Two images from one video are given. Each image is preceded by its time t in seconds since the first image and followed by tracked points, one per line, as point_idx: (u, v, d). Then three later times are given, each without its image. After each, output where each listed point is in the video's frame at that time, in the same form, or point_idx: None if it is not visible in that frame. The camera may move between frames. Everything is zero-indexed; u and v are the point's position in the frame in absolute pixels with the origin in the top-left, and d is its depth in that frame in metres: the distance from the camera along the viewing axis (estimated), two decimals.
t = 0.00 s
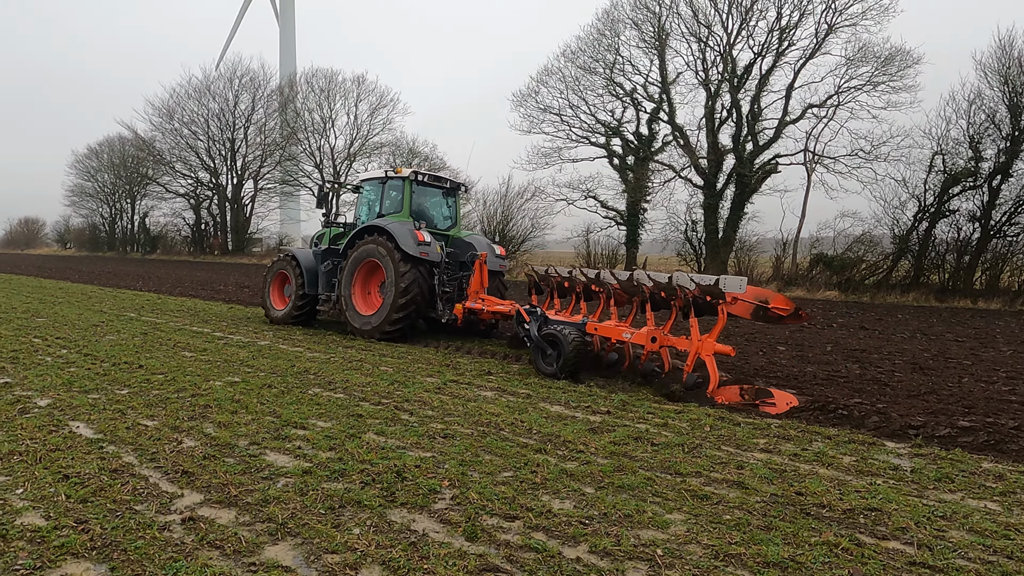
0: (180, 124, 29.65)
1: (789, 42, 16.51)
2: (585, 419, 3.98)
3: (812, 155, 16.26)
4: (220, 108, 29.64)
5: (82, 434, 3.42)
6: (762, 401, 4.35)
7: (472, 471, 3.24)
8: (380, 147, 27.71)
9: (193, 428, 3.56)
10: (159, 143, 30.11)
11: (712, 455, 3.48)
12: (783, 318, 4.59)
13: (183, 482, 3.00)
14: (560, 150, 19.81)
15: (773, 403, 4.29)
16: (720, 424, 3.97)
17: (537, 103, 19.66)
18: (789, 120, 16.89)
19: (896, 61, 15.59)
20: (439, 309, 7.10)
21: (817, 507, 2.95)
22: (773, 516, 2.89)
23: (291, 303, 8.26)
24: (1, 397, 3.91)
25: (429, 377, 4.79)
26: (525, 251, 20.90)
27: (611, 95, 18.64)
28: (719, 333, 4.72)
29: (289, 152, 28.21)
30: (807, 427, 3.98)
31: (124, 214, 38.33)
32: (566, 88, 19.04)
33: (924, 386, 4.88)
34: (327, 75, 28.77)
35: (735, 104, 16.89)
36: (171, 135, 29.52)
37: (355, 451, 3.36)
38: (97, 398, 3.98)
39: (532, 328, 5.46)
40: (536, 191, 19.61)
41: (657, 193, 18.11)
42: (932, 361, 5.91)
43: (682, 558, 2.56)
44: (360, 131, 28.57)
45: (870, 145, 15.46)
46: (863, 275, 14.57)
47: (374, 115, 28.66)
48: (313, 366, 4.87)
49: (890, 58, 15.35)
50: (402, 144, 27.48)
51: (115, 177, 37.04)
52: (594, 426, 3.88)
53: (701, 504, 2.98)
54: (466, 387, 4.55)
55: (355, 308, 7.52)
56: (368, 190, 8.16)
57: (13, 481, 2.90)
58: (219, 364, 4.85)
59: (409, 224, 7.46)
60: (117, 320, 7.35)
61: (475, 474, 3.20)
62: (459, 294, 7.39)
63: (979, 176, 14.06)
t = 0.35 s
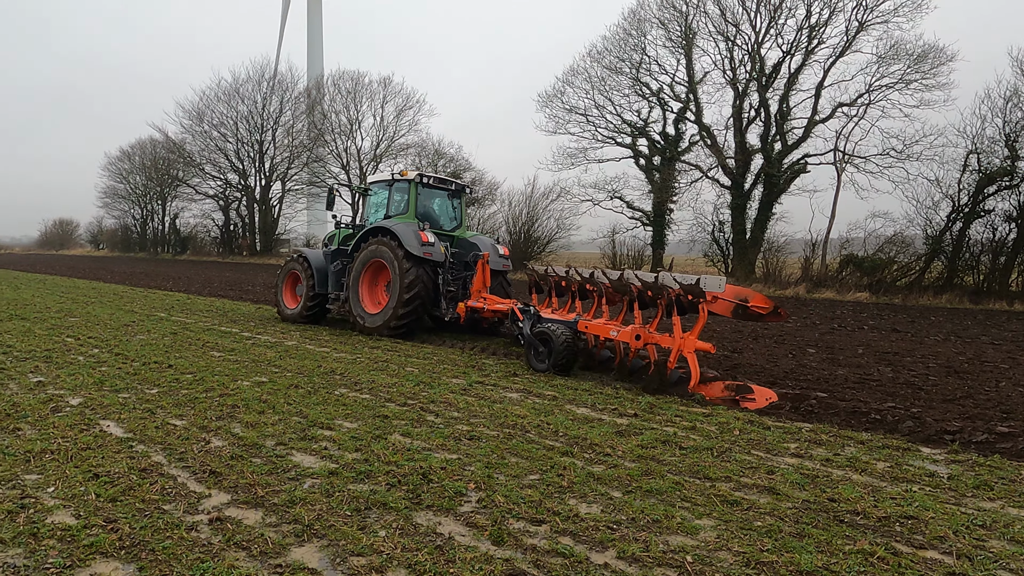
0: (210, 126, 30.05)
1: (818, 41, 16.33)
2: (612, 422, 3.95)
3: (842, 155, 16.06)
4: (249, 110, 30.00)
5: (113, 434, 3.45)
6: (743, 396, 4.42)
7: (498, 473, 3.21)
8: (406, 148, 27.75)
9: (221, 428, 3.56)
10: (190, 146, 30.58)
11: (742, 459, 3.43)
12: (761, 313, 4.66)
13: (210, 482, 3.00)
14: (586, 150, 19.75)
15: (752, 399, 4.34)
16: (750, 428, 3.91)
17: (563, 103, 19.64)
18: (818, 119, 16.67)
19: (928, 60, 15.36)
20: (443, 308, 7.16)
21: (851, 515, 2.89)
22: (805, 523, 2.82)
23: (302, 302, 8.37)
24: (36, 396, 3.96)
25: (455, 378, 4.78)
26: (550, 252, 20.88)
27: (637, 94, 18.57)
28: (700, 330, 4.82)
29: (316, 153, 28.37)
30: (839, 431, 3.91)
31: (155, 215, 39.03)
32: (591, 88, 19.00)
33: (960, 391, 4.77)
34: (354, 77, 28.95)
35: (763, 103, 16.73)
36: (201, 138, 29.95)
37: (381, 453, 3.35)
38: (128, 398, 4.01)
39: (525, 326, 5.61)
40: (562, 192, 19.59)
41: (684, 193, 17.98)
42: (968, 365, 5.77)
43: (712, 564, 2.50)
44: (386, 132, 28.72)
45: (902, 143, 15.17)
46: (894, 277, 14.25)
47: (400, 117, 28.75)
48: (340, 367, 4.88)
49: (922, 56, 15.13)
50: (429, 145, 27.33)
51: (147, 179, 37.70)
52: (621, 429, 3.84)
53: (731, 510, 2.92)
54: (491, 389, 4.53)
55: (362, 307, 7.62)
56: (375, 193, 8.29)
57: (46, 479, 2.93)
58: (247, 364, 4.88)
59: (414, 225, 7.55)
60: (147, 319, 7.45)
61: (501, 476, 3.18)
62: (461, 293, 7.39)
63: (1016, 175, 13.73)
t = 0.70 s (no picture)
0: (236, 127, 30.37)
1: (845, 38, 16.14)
2: (636, 423, 3.93)
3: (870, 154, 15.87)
4: (274, 112, 30.28)
5: (141, 432, 3.49)
6: (723, 389, 4.61)
7: (522, 474, 3.21)
8: (429, 149, 27.79)
9: (247, 427, 3.60)
10: (216, 147, 30.98)
11: (768, 462, 3.39)
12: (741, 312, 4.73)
13: (237, 481, 3.02)
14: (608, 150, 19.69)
15: (733, 392, 4.54)
16: (776, 431, 3.87)
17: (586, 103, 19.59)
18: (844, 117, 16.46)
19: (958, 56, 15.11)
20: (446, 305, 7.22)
21: (881, 519, 2.84)
22: (834, 527, 2.78)
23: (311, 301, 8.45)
24: (67, 394, 4.02)
25: (478, 378, 4.78)
26: (572, 252, 20.84)
27: (661, 94, 18.47)
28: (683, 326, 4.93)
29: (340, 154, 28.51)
30: (866, 434, 3.85)
31: (182, 216, 39.62)
32: (614, 87, 18.94)
33: (992, 394, 4.68)
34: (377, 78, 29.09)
35: (789, 101, 16.55)
36: (227, 139, 30.33)
37: (404, 453, 3.36)
38: (156, 396, 4.06)
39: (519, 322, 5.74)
40: (585, 192, 19.54)
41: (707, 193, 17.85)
42: (1001, 368, 5.66)
43: (740, 569, 2.47)
44: (409, 133, 28.80)
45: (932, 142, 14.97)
46: (923, 277, 14.07)
47: (423, 117, 28.82)
48: (364, 366, 4.91)
49: (952, 52, 14.90)
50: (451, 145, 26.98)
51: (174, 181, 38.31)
52: (645, 431, 3.81)
53: (758, 514, 2.89)
54: (515, 389, 4.53)
55: (367, 306, 7.68)
56: (382, 193, 8.38)
57: (76, 476, 2.97)
58: (272, 364, 4.91)
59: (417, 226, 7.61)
60: (174, 318, 7.57)
61: (525, 478, 3.17)
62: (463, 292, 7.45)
63: None
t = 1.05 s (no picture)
0: (259, 130, 30.72)
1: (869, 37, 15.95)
2: (658, 425, 3.91)
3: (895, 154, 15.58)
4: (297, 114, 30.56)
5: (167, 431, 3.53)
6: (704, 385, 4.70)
7: (544, 476, 3.20)
8: (450, 150, 27.87)
9: (270, 427, 3.63)
10: (239, 150, 31.37)
11: (793, 466, 3.36)
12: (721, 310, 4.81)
13: (260, 480, 3.05)
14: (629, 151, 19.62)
15: (713, 388, 4.63)
16: (800, 434, 3.83)
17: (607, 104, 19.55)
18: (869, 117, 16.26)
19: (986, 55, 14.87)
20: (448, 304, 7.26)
21: (908, 525, 2.80)
22: (860, 532, 2.75)
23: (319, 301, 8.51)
24: (94, 393, 4.08)
25: (499, 380, 4.79)
26: (593, 253, 20.81)
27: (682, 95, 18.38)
28: (665, 324, 5.07)
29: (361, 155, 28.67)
30: (892, 439, 3.80)
31: (206, 217, 40.18)
32: (635, 88, 18.89)
33: (1022, 399, 4.58)
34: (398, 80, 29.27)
35: (812, 101, 16.39)
36: (251, 141, 30.70)
37: (426, 453, 3.37)
38: (182, 396, 4.11)
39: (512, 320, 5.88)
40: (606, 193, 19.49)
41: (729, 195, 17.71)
42: None
43: (765, 573, 2.44)
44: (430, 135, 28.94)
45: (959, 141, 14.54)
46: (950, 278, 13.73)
47: (444, 119, 28.93)
48: (385, 367, 4.93)
49: (980, 51, 14.66)
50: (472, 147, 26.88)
51: (199, 183, 38.86)
52: (667, 434, 3.79)
53: (782, 517, 2.86)
54: (536, 391, 4.52)
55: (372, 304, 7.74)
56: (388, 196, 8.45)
57: (103, 474, 3.01)
58: (295, 364, 4.96)
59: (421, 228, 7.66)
60: (198, 318, 7.67)
61: (547, 479, 3.17)
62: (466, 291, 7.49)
63: None
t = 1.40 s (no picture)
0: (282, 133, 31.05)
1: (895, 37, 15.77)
2: (679, 428, 3.89)
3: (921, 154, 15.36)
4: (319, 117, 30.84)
5: (191, 430, 3.58)
6: (688, 381, 4.86)
7: (564, 478, 3.20)
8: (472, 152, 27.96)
9: (292, 427, 3.66)
10: (263, 153, 31.75)
11: (816, 469, 3.32)
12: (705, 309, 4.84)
13: (283, 480, 3.07)
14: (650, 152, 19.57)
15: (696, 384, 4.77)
16: (823, 437, 3.79)
17: (628, 105, 19.51)
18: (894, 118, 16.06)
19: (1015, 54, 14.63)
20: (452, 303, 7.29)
21: (934, 530, 2.75)
22: (885, 537, 2.70)
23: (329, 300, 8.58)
24: (120, 392, 4.14)
25: (519, 381, 4.79)
26: (614, 254, 20.78)
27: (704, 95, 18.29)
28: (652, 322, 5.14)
29: (383, 158, 28.85)
30: (917, 443, 3.74)
31: (230, 220, 40.68)
32: (657, 89, 18.84)
33: None
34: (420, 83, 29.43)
35: (836, 101, 16.23)
36: (274, 144, 31.06)
37: (447, 454, 3.38)
38: (205, 395, 4.16)
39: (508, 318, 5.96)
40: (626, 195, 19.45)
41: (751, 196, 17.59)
42: None
43: None
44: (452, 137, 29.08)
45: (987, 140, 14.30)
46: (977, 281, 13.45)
47: (465, 121, 29.02)
48: (406, 368, 4.95)
49: (1009, 49, 14.43)
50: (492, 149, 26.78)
51: (222, 186, 39.39)
52: (689, 436, 3.77)
53: (806, 521, 2.83)
54: (556, 392, 4.52)
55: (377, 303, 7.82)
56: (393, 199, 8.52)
57: (129, 472, 3.06)
58: (317, 364, 5.00)
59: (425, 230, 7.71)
60: (221, 319, 7.77)
61: (567, 481, 3.16)
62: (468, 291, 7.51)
63: None
